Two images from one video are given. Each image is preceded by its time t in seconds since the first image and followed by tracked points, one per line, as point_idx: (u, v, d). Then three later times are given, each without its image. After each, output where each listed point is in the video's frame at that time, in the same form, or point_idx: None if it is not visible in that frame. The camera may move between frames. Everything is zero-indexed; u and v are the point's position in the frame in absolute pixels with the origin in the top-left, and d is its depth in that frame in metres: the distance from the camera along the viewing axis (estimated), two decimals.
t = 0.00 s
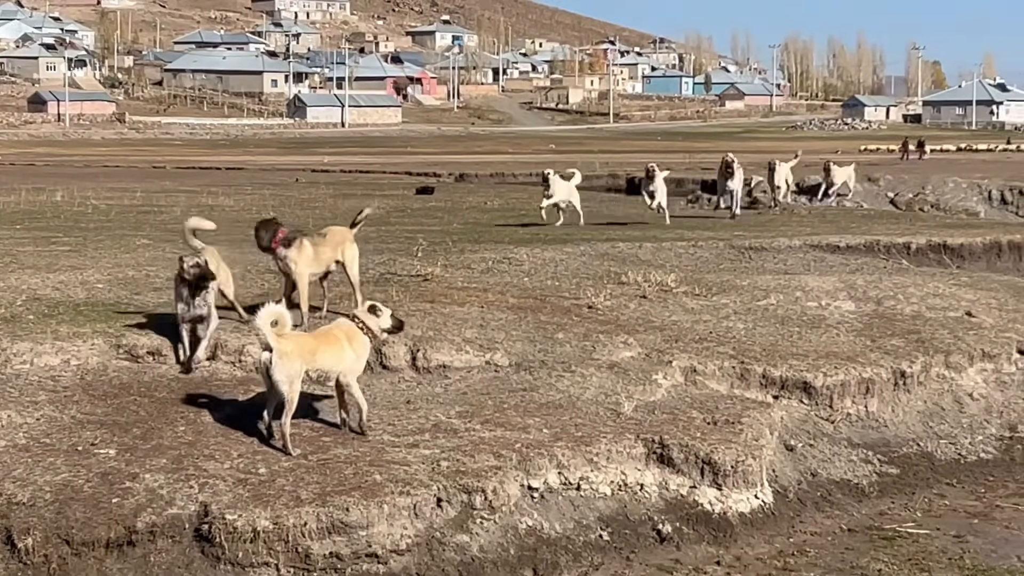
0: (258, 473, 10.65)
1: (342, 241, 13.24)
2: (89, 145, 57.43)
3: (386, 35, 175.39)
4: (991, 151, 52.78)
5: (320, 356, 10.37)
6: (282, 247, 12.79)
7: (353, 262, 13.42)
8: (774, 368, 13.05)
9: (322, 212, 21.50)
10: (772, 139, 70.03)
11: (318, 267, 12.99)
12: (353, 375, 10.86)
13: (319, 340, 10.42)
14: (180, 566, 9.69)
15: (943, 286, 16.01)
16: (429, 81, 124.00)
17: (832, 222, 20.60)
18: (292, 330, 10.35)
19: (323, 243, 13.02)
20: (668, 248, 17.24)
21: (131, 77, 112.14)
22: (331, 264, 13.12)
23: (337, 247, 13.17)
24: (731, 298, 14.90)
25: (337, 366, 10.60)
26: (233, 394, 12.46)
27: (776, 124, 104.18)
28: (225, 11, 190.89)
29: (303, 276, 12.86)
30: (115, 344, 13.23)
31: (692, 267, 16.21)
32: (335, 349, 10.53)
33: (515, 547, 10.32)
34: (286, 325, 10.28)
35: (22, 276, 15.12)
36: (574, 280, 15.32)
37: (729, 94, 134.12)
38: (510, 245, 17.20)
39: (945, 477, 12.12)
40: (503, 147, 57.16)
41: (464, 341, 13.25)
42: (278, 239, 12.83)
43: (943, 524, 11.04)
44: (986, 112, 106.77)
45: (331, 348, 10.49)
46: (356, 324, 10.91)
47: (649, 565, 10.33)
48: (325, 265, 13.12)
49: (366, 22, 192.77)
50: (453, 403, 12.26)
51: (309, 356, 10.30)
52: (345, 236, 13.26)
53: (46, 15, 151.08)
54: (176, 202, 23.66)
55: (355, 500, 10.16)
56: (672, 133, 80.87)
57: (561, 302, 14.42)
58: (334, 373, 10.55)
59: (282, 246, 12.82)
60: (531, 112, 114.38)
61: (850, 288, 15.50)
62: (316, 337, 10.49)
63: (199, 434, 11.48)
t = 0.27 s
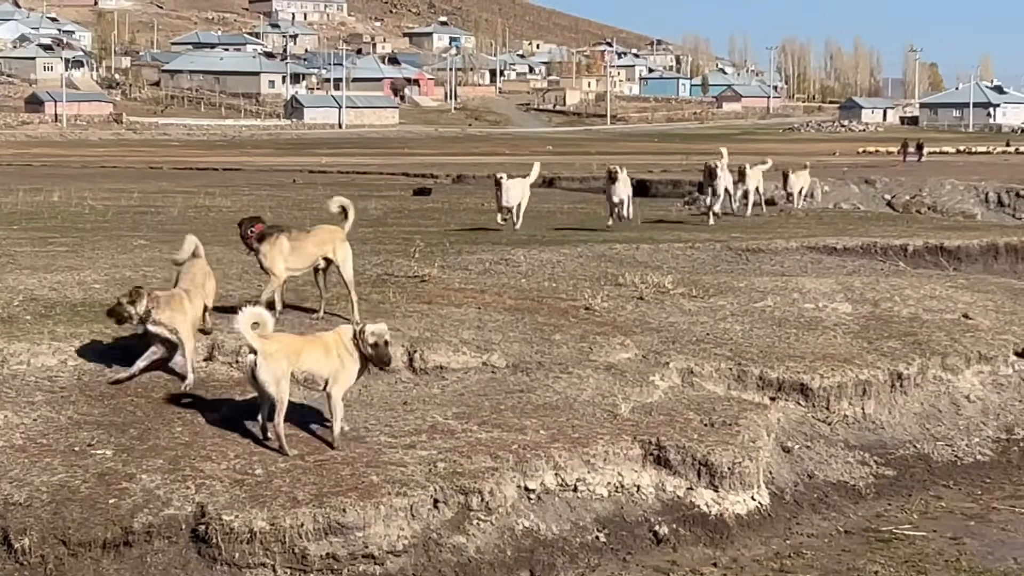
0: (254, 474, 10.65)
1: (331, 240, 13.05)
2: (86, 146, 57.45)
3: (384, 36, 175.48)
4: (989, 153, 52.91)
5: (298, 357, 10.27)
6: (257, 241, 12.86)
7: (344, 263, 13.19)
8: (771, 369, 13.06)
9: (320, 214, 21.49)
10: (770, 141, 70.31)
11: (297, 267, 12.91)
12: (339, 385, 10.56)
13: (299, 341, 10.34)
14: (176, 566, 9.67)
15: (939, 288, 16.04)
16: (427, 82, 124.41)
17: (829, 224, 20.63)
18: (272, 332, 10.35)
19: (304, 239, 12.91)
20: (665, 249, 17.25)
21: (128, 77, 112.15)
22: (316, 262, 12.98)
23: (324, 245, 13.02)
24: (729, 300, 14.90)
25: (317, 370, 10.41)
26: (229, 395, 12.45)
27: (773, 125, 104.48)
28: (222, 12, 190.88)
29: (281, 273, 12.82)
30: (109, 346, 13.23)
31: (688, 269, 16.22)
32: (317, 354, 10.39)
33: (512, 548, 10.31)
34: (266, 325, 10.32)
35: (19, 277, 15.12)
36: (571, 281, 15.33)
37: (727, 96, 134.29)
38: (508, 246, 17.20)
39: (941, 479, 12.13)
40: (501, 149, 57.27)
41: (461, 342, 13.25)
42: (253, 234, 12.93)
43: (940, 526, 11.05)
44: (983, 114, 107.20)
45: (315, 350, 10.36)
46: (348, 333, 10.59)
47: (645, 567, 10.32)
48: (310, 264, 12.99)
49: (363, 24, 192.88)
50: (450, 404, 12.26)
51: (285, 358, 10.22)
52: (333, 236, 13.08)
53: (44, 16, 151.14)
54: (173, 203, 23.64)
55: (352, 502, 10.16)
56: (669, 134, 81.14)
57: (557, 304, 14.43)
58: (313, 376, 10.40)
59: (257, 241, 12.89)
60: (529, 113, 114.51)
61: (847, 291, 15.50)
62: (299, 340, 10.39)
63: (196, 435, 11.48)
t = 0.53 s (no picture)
0: (258, 479, 10.65)
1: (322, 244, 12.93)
2: (92, 151, 57.39)
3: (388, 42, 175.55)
4: (994, 159, 52.82)
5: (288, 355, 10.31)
6: (246, 243, 12.93)
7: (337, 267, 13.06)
8: (775, 375, 13.05)
9: (324, 218, 21.47)
10: (775, 147, 70.21)
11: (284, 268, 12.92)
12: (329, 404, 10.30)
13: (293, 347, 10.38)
14: (180, 571, 9.66)
15: (944, 294, 16.03)
16: (432, 87, 124.38)
17: (833, 230, 20.62)
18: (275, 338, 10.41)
19: (291, 243, 12.89)
20: (671, 255, 17.24)
21: (133, 82, 112.04)
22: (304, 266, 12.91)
23: (313, 248, 12.92)
24: (733, 306, 14.90)
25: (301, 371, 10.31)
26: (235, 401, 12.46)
27: (778, 131, 104.39)
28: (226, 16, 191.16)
29: (265, 275, 12.87)
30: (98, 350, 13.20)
31: (693, 275, 16.21)
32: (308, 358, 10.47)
33: (517, 553, 10.30)
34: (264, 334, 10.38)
35: (24, 281, 15.12)
36: (576, 286, 15.32)
37: (732, 102, 134.14)
38: (512, 252, 17.19)
39: (946, 485, 12.12)
40: (505, 153, 57.21)
41: (466, 347, 13.24)
42: (242, 235, 13.00)
43: (945, 532, 11.03)
44: (988, 120, 107.08)
45: (310, 355, 10.37)
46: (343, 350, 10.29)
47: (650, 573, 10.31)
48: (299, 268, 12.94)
49: (367, 28, 192.97)
50: (454, 409, 12.26)
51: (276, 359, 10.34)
52: (324, 240, 12.96)
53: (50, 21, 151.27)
54: (177, 207, 23.61)
55: (356, 507, 10.15)
56: (673, 140, 81.10)
57: (562, 309, 14.42)
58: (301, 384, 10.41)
59: (246, 242, 12.98)
60: (533, 118, 114.37)
61: (852, 297, 15.49)
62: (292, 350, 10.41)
63: (200, 440, 11.48)
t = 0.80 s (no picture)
0: (272, 488, 10.66)
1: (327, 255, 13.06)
2: (106, 161, 57.44)
3: (400, 51, 175.65)
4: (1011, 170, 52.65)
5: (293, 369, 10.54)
6: (245, 252, 12.86)
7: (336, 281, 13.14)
8: (789, 386, 13.03)
9: (337, 228, 21.49)
10: (792, 158, 69.99)
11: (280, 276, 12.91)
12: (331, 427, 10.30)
13: (307, 360, 10.56)
14: None
15: (957, 305, 16.01)
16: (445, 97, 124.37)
17: (847, 240, 20.60)
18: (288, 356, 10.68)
19: (292, 253, 12.92)
20: (684, 265, 17.25)
21: (147, 91, 112.21)
22: (303, 276, 12.97)
23: (313, 258, 13.01)
24: (747, 316, 14.89)
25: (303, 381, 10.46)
26: (247, 410, 12.46)
27: (791, 141, 104.16)
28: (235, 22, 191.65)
29: (267, 285, 12.87)
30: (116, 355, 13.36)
31: (706, 284, 16.20)
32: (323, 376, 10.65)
33: (529, 563, 10.29)
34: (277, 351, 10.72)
35: (38, 290, 15.15)
36: (589, 296, 15.32)
37: (744, 112, 133.92)
38: (525, 262, 17.18)
39: (960, 496, 12.09)
40: (519, 164, 57.20)
41: (479, 357, 13.24)
42: (240, 242, 12.93)
43: (958, 544, 11.02)
44: (1002, 131, 106.68)
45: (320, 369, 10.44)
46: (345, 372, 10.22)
47: None
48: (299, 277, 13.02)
49: (379, 36, 193.14)
50: (467, 419, 12.27)
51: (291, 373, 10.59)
52: (323, 249, 13.04)
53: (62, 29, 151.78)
54: (190, 216, 23.63)
55: (369, 516, 10.16)
56: (687, 150, 80.97)
57: (575, 319, 14.42)
58: (309, 398, 10.52)
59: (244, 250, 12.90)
60: (546, 127, 114.20)
61: (865, 307, 15.47)
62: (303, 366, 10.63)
63: (213, 450, 11.47)
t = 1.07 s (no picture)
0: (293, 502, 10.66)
1: (334, 271, 13.07)
2: (131, 173, 57.52)
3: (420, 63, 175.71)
4: None
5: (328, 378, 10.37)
6: (252, 266, 12.93)
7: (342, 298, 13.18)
8: (810, 400, 13.01)
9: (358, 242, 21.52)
10: (817, 171, 69.71)
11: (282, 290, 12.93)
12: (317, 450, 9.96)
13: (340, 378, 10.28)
14: None
15: (979, 319, 15.97)
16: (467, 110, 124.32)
17: (868, 254, 20.59)
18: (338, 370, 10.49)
19: (298, 266, 12.96)
20: (705, 278, 17.26)
21: (169, 103, 112.36)
22: (309, 291, 13.01)
23: (320, 273, 13.04)
24: (768, 329, 14.88)
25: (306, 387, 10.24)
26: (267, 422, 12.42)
27: (813, 155, 103.79)
28: (248, 29, 192.11)
29: (274, 298, 12.93)
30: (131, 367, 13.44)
31: (727, 298, 16.19)
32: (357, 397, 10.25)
33: None
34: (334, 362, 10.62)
35: (60, 303, 15.18)
36: (610, 310, 15.32)
37: (764, 126, 133.70)
38: (546, 274, 17.19)
39: (982, 511, 12.04)
40: (541, 177, 57.28)
41: (500, 370, 13.22)
42: (249, 256, 12.99)
43: (979, 559, 10.99)
44: None
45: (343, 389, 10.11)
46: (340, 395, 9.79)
47: None
48: (305, 293, 13.07)
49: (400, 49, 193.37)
50: (488, 432, 12.26)
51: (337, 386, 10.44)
52: (330, 265, 13.08)
53: (83, 42, 152.17)
54: (211, 229, 23.69)
55: (390, 529, 10.16)
56: (708, 163, 80.76)
57: (596, 333, 14.41)
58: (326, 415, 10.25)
59: (253, 264, 12.97)
60: (567, 141, 114.19)
61: (887, 321, 15.46)
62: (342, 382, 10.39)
63: (234, 465, 11.47)
